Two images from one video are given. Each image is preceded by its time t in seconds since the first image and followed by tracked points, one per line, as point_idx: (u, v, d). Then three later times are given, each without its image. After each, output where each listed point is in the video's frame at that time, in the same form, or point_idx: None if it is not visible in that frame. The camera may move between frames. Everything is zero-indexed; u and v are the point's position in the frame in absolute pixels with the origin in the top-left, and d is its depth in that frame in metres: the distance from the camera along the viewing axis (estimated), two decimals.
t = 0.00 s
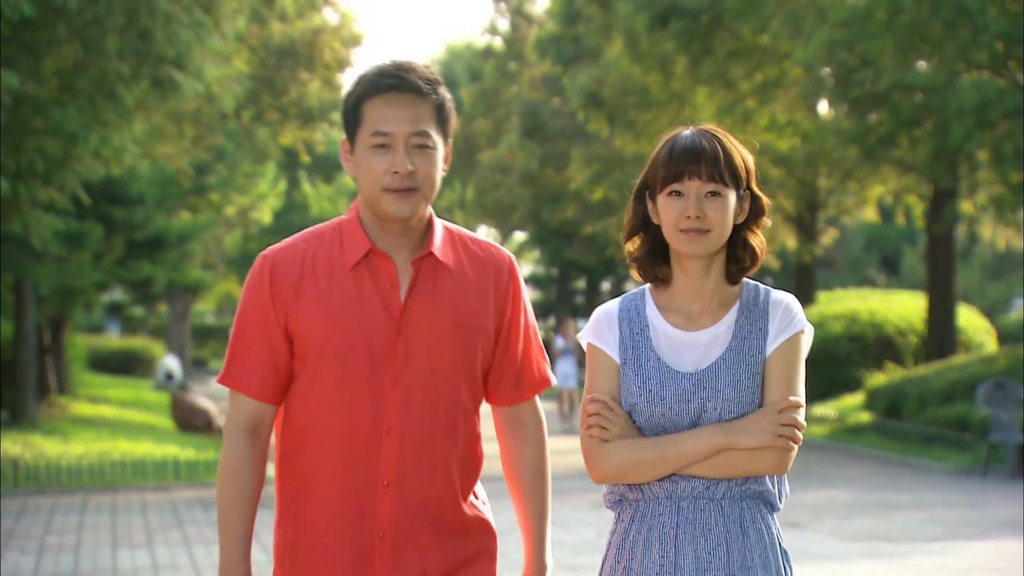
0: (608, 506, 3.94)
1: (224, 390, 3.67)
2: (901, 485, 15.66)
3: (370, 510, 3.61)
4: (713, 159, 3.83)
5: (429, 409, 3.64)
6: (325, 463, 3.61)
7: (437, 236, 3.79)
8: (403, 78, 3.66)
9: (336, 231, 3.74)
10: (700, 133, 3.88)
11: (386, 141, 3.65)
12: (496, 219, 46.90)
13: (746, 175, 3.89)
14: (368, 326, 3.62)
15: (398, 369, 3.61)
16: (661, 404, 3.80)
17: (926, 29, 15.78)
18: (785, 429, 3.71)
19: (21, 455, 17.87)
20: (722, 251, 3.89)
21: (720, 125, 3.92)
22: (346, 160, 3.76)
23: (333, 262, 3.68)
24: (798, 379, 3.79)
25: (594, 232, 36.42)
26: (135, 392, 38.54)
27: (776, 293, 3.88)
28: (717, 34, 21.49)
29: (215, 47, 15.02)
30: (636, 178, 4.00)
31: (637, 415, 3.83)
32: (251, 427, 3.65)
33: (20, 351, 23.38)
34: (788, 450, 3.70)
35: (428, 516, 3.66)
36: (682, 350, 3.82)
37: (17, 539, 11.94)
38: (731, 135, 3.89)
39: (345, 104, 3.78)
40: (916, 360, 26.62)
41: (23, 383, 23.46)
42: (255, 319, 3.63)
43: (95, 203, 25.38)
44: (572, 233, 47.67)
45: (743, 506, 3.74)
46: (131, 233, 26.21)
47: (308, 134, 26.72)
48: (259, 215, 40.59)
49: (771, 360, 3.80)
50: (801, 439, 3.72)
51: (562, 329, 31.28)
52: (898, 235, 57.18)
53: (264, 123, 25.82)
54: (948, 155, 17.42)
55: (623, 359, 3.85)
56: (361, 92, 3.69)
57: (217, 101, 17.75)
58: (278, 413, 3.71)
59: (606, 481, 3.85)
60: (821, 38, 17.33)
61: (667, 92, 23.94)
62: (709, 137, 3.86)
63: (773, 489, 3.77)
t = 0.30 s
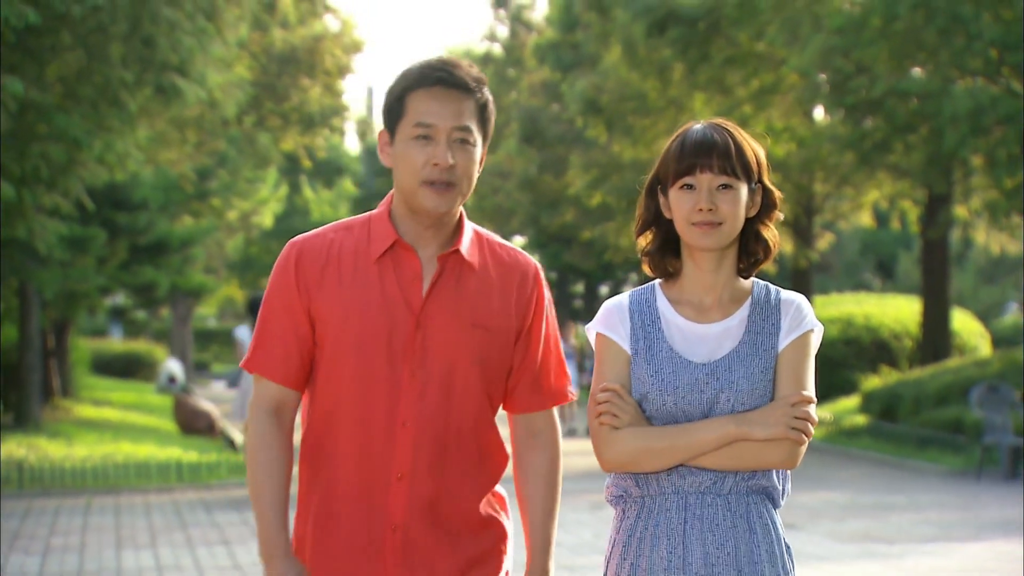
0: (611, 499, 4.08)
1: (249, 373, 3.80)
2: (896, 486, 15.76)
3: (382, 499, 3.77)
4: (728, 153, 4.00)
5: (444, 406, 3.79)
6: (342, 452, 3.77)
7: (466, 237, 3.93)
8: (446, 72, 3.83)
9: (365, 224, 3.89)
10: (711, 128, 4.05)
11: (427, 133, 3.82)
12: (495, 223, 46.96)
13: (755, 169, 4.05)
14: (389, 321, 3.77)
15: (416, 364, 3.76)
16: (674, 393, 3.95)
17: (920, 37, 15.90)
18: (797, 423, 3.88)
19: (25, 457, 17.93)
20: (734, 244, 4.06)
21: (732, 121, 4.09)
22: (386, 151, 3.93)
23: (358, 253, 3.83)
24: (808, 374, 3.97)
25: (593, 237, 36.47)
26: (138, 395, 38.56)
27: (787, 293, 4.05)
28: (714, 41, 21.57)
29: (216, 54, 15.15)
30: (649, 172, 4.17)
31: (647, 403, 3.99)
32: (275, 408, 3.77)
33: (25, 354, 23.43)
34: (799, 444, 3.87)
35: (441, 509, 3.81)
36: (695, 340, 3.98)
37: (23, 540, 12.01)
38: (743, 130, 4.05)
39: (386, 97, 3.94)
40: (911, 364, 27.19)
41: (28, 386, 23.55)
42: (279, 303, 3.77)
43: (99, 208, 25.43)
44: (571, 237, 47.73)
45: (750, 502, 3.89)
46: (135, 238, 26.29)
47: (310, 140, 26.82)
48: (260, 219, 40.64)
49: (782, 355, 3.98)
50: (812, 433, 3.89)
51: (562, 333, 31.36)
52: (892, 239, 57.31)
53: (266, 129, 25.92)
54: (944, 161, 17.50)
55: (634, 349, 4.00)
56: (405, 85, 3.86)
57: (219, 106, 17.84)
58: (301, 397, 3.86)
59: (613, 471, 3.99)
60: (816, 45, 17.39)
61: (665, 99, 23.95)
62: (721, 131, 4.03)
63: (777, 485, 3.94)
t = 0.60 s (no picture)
0: (613, 500, 4.16)
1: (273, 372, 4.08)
2: (889, 489, 15.83)
3: (389, 493, 3.93)
4: (729, 158, 4.11)
5: (443, 399, 3.94)
6: (348, 447, 3.96)
7: (470, 232, 4.08)
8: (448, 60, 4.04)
9: (376, 225, 4.11)
10: (713, 133, 4.16)
11: (429, 118, 4.02)
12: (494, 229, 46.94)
13: (755, 174, 4.15)
14: (388, 317, 3.97)
15: (416, 358, 3.93)
16: (681, 396, 4.04)
17: (915, 44, 15.99)
18: (804, 425, 3.98)
19: (27, 460, 17.94)
20: (736, 250, 4.17)
21: (732, 125, 4.20)
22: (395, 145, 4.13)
23: (365, 254, 4.05)
24: (811, 377, 4.07)
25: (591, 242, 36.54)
26: (139, 399, 38.54)
27: (787, 296, 4.16)
28: (710, 47, 21.61)
29: (217, 62, 15.24)
30: (650, 177, 4.26)
31: (654, 406, 4.07)
32: (291, 408, 4.03)
33: (27, 359, 23.46)
34: (805, 446, 3.98)
35: (444, 496, 3.95)
36: (700, 344, 4.08)
37: (26, 542, 12.05)
38: (744, 135, 4.16)
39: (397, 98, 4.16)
40: (905, 368, 27.31)
41: (31, 391, 23.57)
42: (293, 309, 4.05)
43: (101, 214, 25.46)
44: (568, 243, 47.76)
45: (755, 505, 4.00)
46: (137, 243, 26.32)
47: (311, 146, 26.89)
48: (260, 224, 40.62)
49: (786, 358, 4.09)
50: (817, 436, 4.00)
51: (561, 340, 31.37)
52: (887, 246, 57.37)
53: (267, 136, 25.98)
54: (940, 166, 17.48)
55: (639, 353, 4.09)
56: (412, 80, 4.08)
57: (222, 114, 17.90)
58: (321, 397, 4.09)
59: (620, 474, 4.07)
60: (811, 52, 17.39)
61: (661, 107, 23.92)
62: (723, 135, 4.14)
63: (781, 487, 4.05)
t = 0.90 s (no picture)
0: (615, 505, 4.20)
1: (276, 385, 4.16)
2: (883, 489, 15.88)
3: (395, 506, 3.99)
4: (728, 167, 4.16)
5: (449, 414, 3.99)
6: (354, 461, 4.02)
7: (471, 243, 4.13)
8: (446, 72, 4.08)
9: (377, 235, 4.16)
10: (712, 141, 4.21)
11: (423, 128, 4.06)
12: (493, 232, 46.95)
13: (754, 182, 4.20)
14: (393, 332, 4.02)
15: (422, 372, 3.98)
16: (684, 406, 4.08)
17: (909, 49, 16.10)
18: (804, 436, 4.03)
19: (30, 462, 17.98)
20: (737, 257, 4.21)
21: (732, 134, 4.24)
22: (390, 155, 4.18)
23: (368, 268, 4.10)
24: (811, 386, 4.12)
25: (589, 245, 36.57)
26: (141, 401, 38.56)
27: (789, 304, 4.22)
28: (707, 53, 21.68)
29: (219, 67, 15.36)
30: (651, 186, 4.31)
31: (656, 415, 4.11)
32: (295, 423, 4.11)
33: (31, 360, 23.52)
34: (805, 456, 4.02)
35: (449, 510, 3.99)
36: (701, 352, 4.12)
37: (31, 542, 12.11)
38: (744, 144, 4.21)
39: (396, 108, 4.21)
40: (900, 370, 27.38)
41: (36, 392, 23.62)
42: (295, 322, 4.11)
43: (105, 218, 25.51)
44: (567, 245, 47.79)
45: (755, 513, 4.05)
46: (140, 246, 26.39)
47: (311, 150, 26.95)
48: (260, 228, 40.64)
49: (787, 367, 4.13)
50: (817, 446, 4.05)
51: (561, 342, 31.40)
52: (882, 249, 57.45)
53: (268, 141, 25.89)
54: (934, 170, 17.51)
55: (641, 361, 4.13)
56: (411, 90, 4.13)
57: (223, 119, 17.98)
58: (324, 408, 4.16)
59: (623, 483, 4.11)
60: (806, 58, 17.48)
61: (659, 110, 24.03)
62: (722, 144, 4.19)
63: (781, 495, 4.09)
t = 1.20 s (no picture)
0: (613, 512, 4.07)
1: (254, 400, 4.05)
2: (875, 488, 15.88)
3: (389, 516, 3.90)
4: (714, 165, 4.04)
5: (440, 420, 3.91)
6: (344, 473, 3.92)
7: (452, 248, 4.07)
8: (427, 80, 4.01)
9: (354, 246, 4.06)
10: (700, 143, 4.09)
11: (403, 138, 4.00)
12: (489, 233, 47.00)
13: (743, 182, 4.08)
14: (380, 339, 3.93)
15: (412, 380, 3.90)
16: (676, 408, 3.94)
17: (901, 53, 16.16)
18: (800, 436, 3.89)
19: (29, 460, 18.05)
20: (725, 258, 4.09)
21: (719, 135, 4.13)
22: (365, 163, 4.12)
23: (349, 276, 4.00)
24: (806, 387, 3.99)
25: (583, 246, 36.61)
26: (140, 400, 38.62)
27: (780, 306, 4.08)
28: (701, 55, 21.71)
29: (217, 70, 15.43)
30: (638, 189, 4.19)
31: (649, 418, 3.97)
32: (275, 439, 4.03)
33: (31, 360, 23.53)
34: (802, 456, 3.88)
35: (446, 515, 3.92)
36: (694, 355, 3.99)
37: (32, 540, 12.15)
38: (730, 143, 4.10)
39: (370, 117, 4.14)
40: (892, 370, 27.47)
41: (35, 392, 23.62)
42: (274, 334, 4.00)
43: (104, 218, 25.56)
44: (561, 246, 47.86)
45: (755, 517, 3.91)
46: (139, 247, 26.44)
47: (307, 152, 27.00)
48: (258, 229, 40.69)
49: (781, 368, 4.00)
50: (813, 446, 3.91)
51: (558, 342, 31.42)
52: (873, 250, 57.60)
53: (266, 142, 25.98)
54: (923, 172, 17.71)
55: (633, 366, 4.00)
56: (390, 99, 4.06)
57: (221, 120, 18.02)
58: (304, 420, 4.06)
59: (618, 488, 3.98)
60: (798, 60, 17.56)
61: (653, 112, 24.06)
62: (710, 144, 4.07)
63: (780, 498, 3.95)
